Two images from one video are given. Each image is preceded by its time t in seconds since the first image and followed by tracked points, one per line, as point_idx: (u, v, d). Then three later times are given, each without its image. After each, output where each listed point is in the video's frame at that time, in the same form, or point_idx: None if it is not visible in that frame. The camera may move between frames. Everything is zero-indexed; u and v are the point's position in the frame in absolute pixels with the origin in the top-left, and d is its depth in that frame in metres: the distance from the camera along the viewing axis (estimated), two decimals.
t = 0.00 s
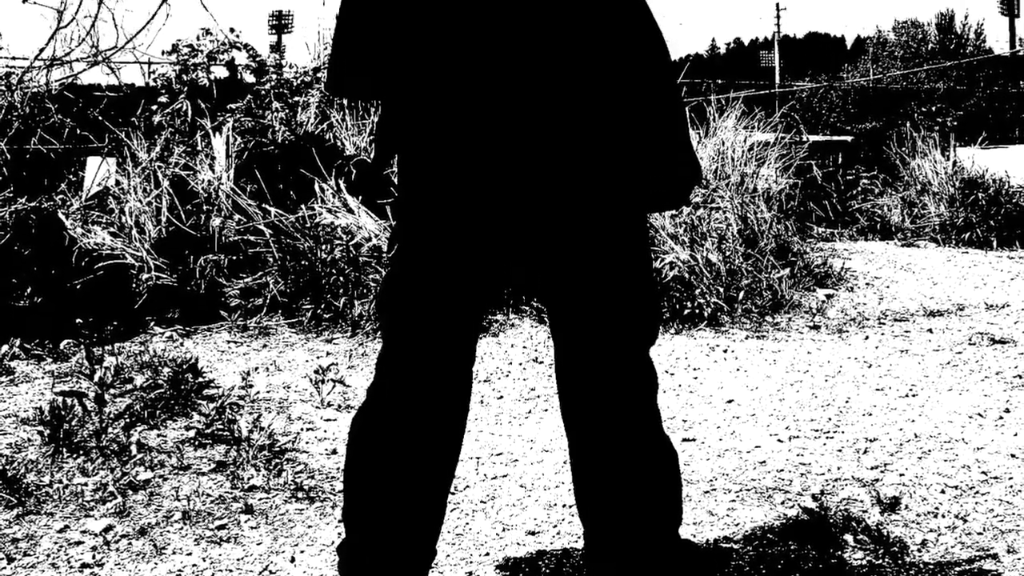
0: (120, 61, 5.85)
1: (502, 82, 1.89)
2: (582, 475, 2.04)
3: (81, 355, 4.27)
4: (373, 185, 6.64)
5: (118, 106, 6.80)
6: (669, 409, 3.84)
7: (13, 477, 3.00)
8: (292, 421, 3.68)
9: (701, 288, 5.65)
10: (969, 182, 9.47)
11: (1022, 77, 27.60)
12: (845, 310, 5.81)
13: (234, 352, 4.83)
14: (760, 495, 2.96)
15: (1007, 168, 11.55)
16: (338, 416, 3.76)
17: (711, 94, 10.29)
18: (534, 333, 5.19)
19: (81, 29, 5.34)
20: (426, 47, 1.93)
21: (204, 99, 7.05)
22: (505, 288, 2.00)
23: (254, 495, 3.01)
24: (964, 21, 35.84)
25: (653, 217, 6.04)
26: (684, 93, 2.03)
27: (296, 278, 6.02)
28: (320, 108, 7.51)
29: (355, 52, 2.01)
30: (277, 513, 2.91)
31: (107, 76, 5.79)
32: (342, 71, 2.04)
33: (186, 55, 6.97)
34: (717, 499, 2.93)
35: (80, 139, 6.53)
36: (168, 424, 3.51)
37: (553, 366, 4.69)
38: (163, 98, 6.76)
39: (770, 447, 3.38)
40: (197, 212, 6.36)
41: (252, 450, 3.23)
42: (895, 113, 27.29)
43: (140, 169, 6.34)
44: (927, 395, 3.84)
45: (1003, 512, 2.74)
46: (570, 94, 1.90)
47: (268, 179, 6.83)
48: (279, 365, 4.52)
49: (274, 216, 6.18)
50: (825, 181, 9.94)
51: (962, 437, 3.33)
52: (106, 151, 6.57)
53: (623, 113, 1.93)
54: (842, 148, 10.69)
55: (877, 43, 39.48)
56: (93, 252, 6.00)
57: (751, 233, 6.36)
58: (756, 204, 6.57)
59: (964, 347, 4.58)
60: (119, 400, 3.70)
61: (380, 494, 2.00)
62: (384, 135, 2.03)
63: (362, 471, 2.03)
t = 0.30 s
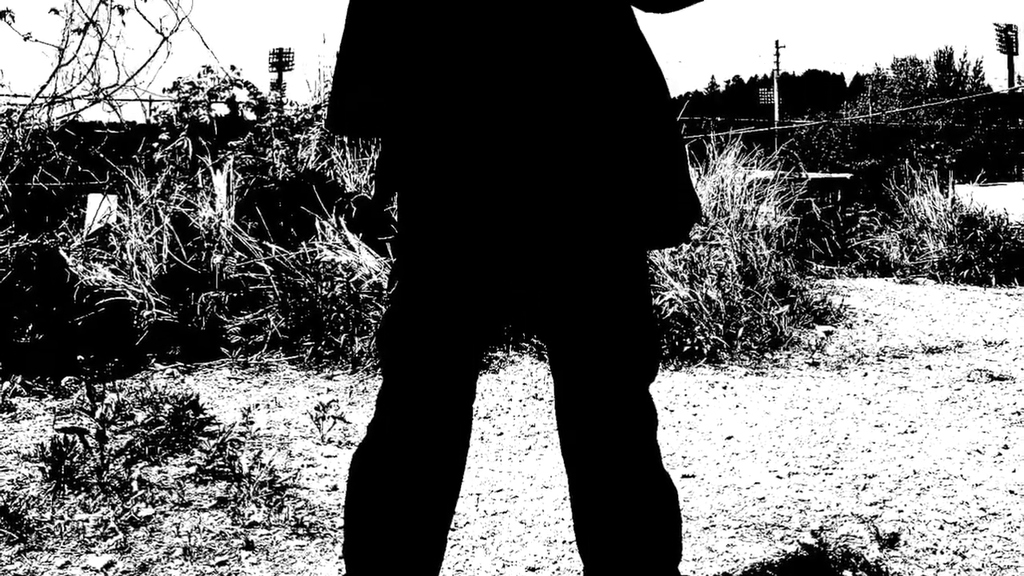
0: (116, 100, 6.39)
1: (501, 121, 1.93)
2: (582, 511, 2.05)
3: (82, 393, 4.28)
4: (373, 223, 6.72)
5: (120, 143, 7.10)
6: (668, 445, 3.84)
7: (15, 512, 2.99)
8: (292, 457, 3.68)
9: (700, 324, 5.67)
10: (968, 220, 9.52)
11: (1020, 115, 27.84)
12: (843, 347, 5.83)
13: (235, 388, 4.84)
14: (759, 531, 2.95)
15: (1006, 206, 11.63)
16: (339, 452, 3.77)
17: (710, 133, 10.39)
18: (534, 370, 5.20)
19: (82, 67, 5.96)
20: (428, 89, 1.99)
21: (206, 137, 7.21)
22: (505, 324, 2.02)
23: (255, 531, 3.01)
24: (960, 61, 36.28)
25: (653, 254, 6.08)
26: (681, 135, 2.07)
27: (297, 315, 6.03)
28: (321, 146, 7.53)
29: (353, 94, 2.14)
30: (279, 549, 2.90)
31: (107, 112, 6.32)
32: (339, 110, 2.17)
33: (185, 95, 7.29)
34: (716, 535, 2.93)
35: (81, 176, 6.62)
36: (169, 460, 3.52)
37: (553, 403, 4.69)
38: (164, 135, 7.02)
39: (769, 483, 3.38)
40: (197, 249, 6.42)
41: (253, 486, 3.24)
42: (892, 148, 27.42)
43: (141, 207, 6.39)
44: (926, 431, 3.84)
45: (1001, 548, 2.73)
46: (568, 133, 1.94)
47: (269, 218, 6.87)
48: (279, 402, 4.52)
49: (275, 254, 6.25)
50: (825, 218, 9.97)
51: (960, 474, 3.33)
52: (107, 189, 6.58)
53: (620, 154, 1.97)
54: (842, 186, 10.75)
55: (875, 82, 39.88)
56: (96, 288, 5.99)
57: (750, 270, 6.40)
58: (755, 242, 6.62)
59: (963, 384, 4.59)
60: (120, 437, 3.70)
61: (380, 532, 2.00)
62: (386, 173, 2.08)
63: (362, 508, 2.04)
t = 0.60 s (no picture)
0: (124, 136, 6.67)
1: (501, 163, 1.98)
2: (582, 551, 2.06)
3: (84, 432, 4.28)
4: (373, 262, 6.81)
5: (121, 183, 7.15)
6: (668, 485, 3.84)
7: (16, 551, 2.99)
8: (292, 497, 3.68)
9: (700, 364, 5.69)
10: (966, 260, 9.62)
11: (1017, 155, 28.13)
12: (842, 387, 5.84)
13: (236, 428, 4.84)
14: (758, 570, 2.95)
15: (1004, 246, 11.70)
16: (339, 492, 3.77)
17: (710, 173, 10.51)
18: (534, 410, 5.21)
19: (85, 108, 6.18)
20: (428, 131, 2.04)
21: (207, 177, 7.38)
22: (505, 364, 2.05)
23: (255, 570, 3.00)
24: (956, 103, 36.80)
25: (652, 294, 6.12)
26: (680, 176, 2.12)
27: (298, 354, 6.05)
28: (323, 186, 7.77)
29: (353, 135, 2.21)
30: None
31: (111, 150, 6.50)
32: (339, 151, 2.24)
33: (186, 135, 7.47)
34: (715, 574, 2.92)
35: (83, 217, 6.81)
36: (170, 499, 3.52)
37: (553, 443, 4.69)
38: (166, 175, 7.17)
39: (768, 522, 3.38)
40: (198, 288, 6.48)
41: (254, 525, 3.24)
42: (892, 192, 28.17)
43: (143, 246, 6.46)
44: (925, 471, 3.84)
45: None
46: (567, 175, 1.99)
47: (270, 257, 6.90)
48: (280, 441, 4.52)
49: (276, 293, 6.30)
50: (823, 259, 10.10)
51: (959, 513, 3.33)
52: (109, 229, 6.79)
53: (618, 193, 2.01)
54: (841, 227, 11.03)
55: (872, 123, 40.34)
56: (96, 328, 6.07)
57: (749, 309, 6.45)
58: (755, 281, 6.68)
59: (961, 424, 4.60)
60: (121, 476, 3.70)
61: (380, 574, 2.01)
62: (387, 213, 2.12)
63: (362, 547, 2.04)
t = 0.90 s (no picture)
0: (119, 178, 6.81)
1: (502, 207, 2.04)
2: None
3: (85, 470, 4.30)
4: (374, 302, 6.85)
5: (122, 224, 7.18)
6: (667, 523, 3.85)
7: None
8: (293, 536, 3.68)
9: (700, 404, 5.70)
10: (965, 298, 9.67)
11: (1016, 195, 28.30)
12: (842, 426, 5.86)
13: (236, 467, 4.86)
14: None
15: (1002, 286, 11.76)
16: (340, 531, 3.77)
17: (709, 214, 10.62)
18: (534, 449, 5.22)
19: (85, 146, 6.51)
20: (429, 173, 2.09)
21: (208, 218, 7.49)
22: (506, 402, 2.08)
23: None
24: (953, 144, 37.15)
25: (652, 333, 6.16)
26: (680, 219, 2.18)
27: (298, 394, 6.07)
28: (325, 227, 7.82)
29: (355, 178, 2.25)
30: None
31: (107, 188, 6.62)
32: (340, 193, 2.29)
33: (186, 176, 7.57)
34: None
35: (84, 257, 6.85)
36: (171, 538, 3.52)
37: (553, 482, 4.70)
38: (167, 216, 7.24)
39: (767, 561, 3.38)
40: (200, 328, 6.49)
41: (255, 564, 3.24)
42: (891, 231, 28.32)
43: (144, 286, 6.55)
44: (924, 510, 3.85)
45: None
46: (565, 223, 2.03)
47: (270, 297, 6.96)
48: (281, 480, 4.54)
49: (277, 334, 6.31)
50: (822, 298, 10.43)
51: (958, 552, 3.33)
52: (109, 268, 6.88)
53: (617, 235, 2.06)
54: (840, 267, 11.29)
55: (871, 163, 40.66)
56: (98, 367, 6.14)
57: (748, 349, 6.50)
58: (754, 321, 6.73)
59: (960, 463, 4.60)
60: (122, 515, 3.71)
61: None
62: (388, 254, 2.16)
63: None
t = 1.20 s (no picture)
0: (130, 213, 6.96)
1: (500, 248, 2.09)
2: None
3: (87, 509, 4.32)
4: (375, 341, 7.01)
5: (124, 263, 7.23)
6: (667, 562, 3.86)
7: None
8: (293, 574, 3.69)
9: (699, 443, 5.71)
10: (963, 338, 9.65)
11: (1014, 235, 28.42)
12: (841, 464, 5.88)
13: (237, 506, 4.87)
14: None
15: (1001, 325, 11.83)
16: (340, 569, 3.77)
17: (708, 253, 10.72)
18: (535, 488, 5.23)
19: (87, 184, 6.57)
20: (429, 215, 2.15)
21: (209, 257, 7.43)
22: (506, 441, 2.12)
23: None
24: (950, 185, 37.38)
25: (651, 373, 6.19)
26: (679, 257, 2.22)
27: (299, 433, 6.10)
28: (325, 266, 7.73)
29: (355, 219, 2.33)
30: None
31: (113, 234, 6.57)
32: (341, 233, 2.36)
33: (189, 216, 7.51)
34: None
35: (85, 296, 6.97)
36: None
37: (553, 521, 4.70)
38: (168, 255, 7.19)
39: None
40: (201, 367, 6.52)
41: None
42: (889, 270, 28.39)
43: (144, 326, 6.59)
44: (922, 548, 3.87)
45: None
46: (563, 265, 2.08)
47: (273, 336, 7.15)
48: (282, 518, 4.55)
49: (278, 373, 6.30)
50: (822, 337, 10.62)
51: None
52: (110, 309, 6.93)
53: (614, 275, 2.11)
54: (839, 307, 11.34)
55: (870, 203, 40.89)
56: (99, 407, 6.17)
57: (747, 388, 6.53)
58: (753, 360, 6.77)
59: (959, 501, 4.62)
60: (123, 554, 3.72)
61: None
62: (388, 293, 2.21)
63: None
